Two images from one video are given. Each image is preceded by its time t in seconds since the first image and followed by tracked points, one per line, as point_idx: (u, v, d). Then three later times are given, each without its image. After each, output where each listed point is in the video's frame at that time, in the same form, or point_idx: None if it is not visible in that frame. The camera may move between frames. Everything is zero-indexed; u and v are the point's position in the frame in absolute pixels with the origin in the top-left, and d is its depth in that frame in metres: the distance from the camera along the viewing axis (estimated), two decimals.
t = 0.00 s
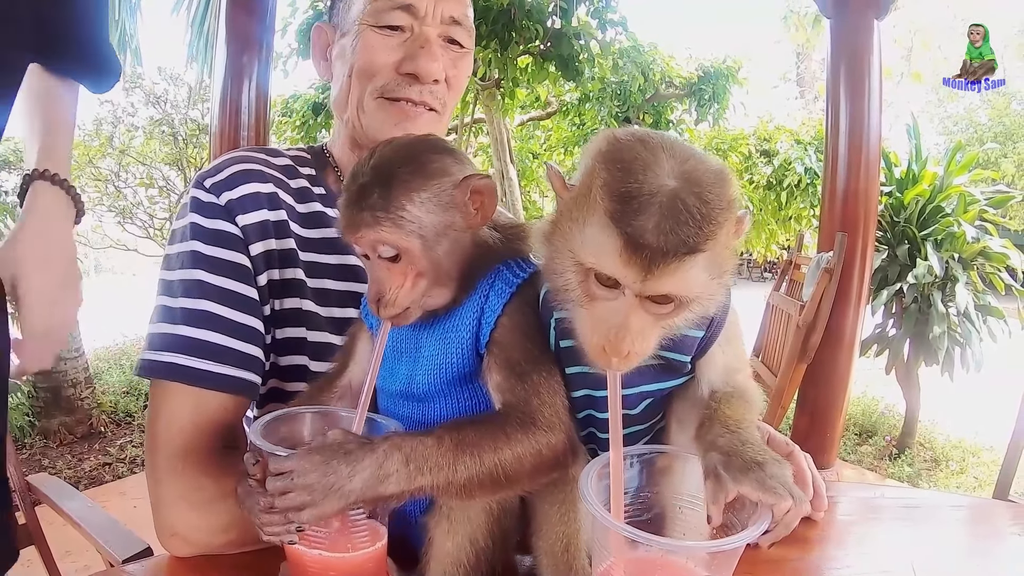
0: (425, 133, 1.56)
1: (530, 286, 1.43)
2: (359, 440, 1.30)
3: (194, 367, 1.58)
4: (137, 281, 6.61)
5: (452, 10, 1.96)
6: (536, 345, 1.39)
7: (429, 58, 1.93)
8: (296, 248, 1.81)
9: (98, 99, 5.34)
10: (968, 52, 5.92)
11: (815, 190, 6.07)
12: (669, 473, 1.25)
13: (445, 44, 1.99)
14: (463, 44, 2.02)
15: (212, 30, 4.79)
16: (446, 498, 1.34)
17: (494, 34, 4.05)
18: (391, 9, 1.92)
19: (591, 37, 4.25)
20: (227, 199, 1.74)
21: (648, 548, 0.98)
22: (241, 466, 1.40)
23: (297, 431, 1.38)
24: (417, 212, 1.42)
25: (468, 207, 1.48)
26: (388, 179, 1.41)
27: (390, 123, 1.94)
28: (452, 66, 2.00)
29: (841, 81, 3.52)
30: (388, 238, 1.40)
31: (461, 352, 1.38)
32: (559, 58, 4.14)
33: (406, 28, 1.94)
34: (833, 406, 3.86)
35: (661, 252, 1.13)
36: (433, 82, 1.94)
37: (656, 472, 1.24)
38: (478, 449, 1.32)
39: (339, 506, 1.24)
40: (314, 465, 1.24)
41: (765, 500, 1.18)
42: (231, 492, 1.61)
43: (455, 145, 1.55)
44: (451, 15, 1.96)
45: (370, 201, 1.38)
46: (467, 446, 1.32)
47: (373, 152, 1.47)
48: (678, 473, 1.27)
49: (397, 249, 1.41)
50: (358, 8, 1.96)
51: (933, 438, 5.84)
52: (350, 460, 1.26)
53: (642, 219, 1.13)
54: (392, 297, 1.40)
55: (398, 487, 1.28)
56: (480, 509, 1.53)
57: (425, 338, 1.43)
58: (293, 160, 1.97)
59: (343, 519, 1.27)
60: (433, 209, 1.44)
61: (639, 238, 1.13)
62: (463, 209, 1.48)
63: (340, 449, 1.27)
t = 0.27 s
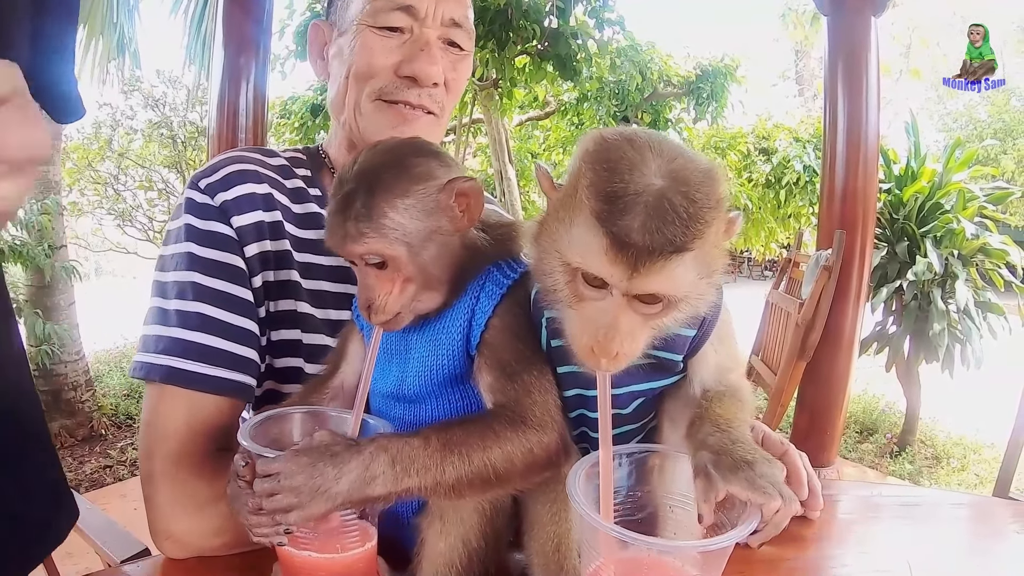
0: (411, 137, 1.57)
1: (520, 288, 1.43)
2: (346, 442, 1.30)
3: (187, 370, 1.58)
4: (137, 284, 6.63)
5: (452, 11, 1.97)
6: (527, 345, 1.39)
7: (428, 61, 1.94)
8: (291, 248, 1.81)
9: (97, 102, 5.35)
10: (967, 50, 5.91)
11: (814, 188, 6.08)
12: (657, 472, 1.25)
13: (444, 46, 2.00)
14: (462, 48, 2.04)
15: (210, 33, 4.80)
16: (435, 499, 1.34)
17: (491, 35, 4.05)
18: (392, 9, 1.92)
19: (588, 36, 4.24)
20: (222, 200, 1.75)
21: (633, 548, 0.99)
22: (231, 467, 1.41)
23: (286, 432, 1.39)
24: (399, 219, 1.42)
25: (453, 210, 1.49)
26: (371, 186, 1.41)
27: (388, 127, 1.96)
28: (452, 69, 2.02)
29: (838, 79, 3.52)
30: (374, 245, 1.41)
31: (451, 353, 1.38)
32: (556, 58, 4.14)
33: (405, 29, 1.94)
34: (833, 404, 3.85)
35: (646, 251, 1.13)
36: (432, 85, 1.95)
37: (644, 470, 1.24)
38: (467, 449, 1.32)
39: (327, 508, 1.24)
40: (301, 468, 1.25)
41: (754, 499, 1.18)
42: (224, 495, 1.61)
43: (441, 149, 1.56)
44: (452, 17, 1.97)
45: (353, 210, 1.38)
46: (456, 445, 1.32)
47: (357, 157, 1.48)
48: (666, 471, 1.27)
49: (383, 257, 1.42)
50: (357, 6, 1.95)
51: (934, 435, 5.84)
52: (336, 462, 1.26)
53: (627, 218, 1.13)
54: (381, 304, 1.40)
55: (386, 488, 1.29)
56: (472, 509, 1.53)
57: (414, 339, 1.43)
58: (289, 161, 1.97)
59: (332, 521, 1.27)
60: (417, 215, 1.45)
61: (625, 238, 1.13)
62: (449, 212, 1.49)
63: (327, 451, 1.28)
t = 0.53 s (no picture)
0: (418, 137, 1.58)
1: (529, 289, 1.42)
2: (357, 446, 1.28)
3: (194, 372, 1.58)
4: (138, 285, 6.66)
5: (460, 12, 1.97)
6: (535, 346, 1.39)
7: (436, 61, 1.94)
8: (296, 249, 1.81)
9: (98, 104, 5.37)
10: (968, 51, 5.92)
11: (815, 188, 6.07)
12: (669, 471, 1.25)
13: (452, 47, 2.00)
14: (471, 48, 2.04)
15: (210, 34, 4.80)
16: (446, 502, 1.34)
17: (492, 35, 4.05)
18: (400, 10, 1.92)
19: (589, 36, 4.23)
20: (227, 201, 1.74)
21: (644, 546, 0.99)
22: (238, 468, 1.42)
23: (296, 434, 1.39)
24: (410, 216, 1.42)
25: (461, 210, 1.49)
26: (379, 184, 1.42)
27: (396, 127, 1.95)
28: (460, 70, 2.02)
29: (840, 81, 3.52)
30: (382, 240, 1.41)
31: (460, 354, 1.38)
32: (557, 58, 4.13)
33: (413, 29, 1.94)
34: (836, 404, 3.85)
35: (657, 253, 1.13)
36: (441, 85, 1.96)
37: (656, 470, 1.24)
38: (477, 452, 1.32)
39: (338, 512, 1.24)
40: (312, 473, 1.23)
41: (766, 499, 1.18)
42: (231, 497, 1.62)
43: (448, 149, 1.57)
44: (459, 17, 1.97)
45: (363, 205, 1.39)
46: (466, 449, 1.32)
47: (364, 158, 1.49)
48: (677, 470, 1.27)
49: (391, 252, 1.42)
50: (365, 6, 1.95)
51: (936, 434, 5.83)
52: (348, 466, 1.25)
53: (639, 221, 1.13)
54: (388, 302, 1.41)
55: (397, 492, 1.28)
56: (481, 510, 1.53)
57: (423, 341, 1.44)
58: (294, 162, 1.97)
59: (342, 525, 1.27)
60: (425, 212, 1.45)
61: (636, 242, 1.13)
62: (457, 212, 1.49)
63: (337, 455, 1.26)
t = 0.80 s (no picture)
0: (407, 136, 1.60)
1: (513, 288, 1.43)
2: (339, 446, 1.29)
3: (183, 373, 1.58)
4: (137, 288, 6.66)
5: (447, 10, 1.96)
6: (520, 345, 1.39)
7: (423, 60, 1.93)
8: (286, 251, 1.81)
9: (96, 107, 5.37)
10: (968, 51, 5.91)
11: (813, 186, 6.06)
12: (652, 471, 1.25)
13: (440, 44, 1.99)
14: (459, 46, 2.04)
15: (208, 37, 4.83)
16: (428, 502, 1.34)
17: (488, 36, 4.05)
18: (386, 9, 1.92)
19: (586, 36, 4.23)
20: (217, 203, 1.75)
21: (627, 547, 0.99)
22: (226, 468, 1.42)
23: (283, 435, 1.39)
24: (396, 209, 1.44)
25: (447, 206, 1.50)
26: (366, 177, 1.43)
27: (385, 126, 1.95)
28: (448, 68, 2.02)
29: (837, 79, 3.52)
30: (368, 231, 1.42)
31: (444, 353, 1.38)
32: (554, 58, 4.14)
33: (400, 28, 1.94)
34: (833, 402, 3.85)
35: (634, 250, 1.14)
36: (429, 84, 1.96)
37: (639, 469, 1.24)
38: (459, 452, 1.32)
39: (320, 512, 1.24)
40: (294, 473, 1.23)
41: (748, 499, 1.18)
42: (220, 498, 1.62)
43: (437, 148, 1.59)
44: (447, 15, 1.97)
45: (350, 197, 1.41)
46: (449, 449, 1.33)
47: (352, 154, 1.51)
48: (661, 470, 1.27)
49: (376, 244, 1.44)
50: (352, 6, 1.95)
51: (936, 431, 5.83)
52: (330, 466, 1.26)
53: (615, 218, 1.14)
54: (372, 295, 1.41)
55: (379, 492, 1.29)
56: (467, 510, 1.53)
57: (407, 340, 1.43)
58: (285, 163, 1.97)
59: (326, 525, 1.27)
60: (411, 205, 1.47)
61: (613, 238, 1.14)
62: (442, 207, 1.50)
63: (320, 455, 1.27)
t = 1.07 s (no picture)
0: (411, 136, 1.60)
1: (518, 290, 1.42)
2: (346, 450, 1.29)
3: (188, 377, 1.59)
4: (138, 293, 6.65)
5: (435, 7, 1.95)
6: (525, 346, 1.39)
7: (410, 60, 1.93)
8: (290, 254, 1.80)
9: (95, 112, 5.38)
10: (968, 51, 5.91)
11: (813, 184, 6.05)
12: (658, 470, 1.26)
13: (430, 42, 1.98)
14: (452, 42, 2.02)
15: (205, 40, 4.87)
16: (435, 505, 1.34)
17: (487, 37, 4.04)
18: (370, 9, 1.93)
19: (585, 36, 4.22)
20: (221, 207, 1.74)
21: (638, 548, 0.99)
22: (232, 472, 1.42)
23: (288, 438, 1.39)
24: (405, 211, 1.44)
25: (455, 205, 1.51)
26: (372, 180, 1.44)
27: (377, 129, 1.95)
28: (439, 66, 1.99)
29: (835, 77, 3.51)
30: (377, 235, 1.42)
31: (450, 355, 1.38)
32: (553, 58, 4.15)
33: (387, 28, 1.94)
34: (836, 400, 3.84)
35: (641, 252, 1.14)
36: (418, 84, 1.94)
37: (645, 469, 1.24)
38: (466, 455, 1.33)
39: (328, 516, 1.24)
40: (300, 477, 1.23)
41: (755, 498, 1.19)
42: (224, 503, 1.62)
43: (441, 148, 1.59)
44: (435, 12, 1.95)
45: (358, 199, 1.41)
46: (455, 452, 1.33)
47: (358, 156, 1.50)
48: (667, 471, 1.28)
49: (385, 246, 1.43)
50: (341, 10, 1.96)
51: (939, 429, 5.83)
52: (337, 470, 1.25)
53: (621, 221, 1.14)
54: (382, 299, 1.41)
55: (385, 495, 1.29)
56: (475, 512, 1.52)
57: (413, 342, 1.43)
58: (289, 166, 1.97)
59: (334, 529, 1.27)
60: (418, 207, 1.47)
61: (620, 240, 1.14)
62: (449, 206, 1.51)
63: (326, 459, 1.26)
